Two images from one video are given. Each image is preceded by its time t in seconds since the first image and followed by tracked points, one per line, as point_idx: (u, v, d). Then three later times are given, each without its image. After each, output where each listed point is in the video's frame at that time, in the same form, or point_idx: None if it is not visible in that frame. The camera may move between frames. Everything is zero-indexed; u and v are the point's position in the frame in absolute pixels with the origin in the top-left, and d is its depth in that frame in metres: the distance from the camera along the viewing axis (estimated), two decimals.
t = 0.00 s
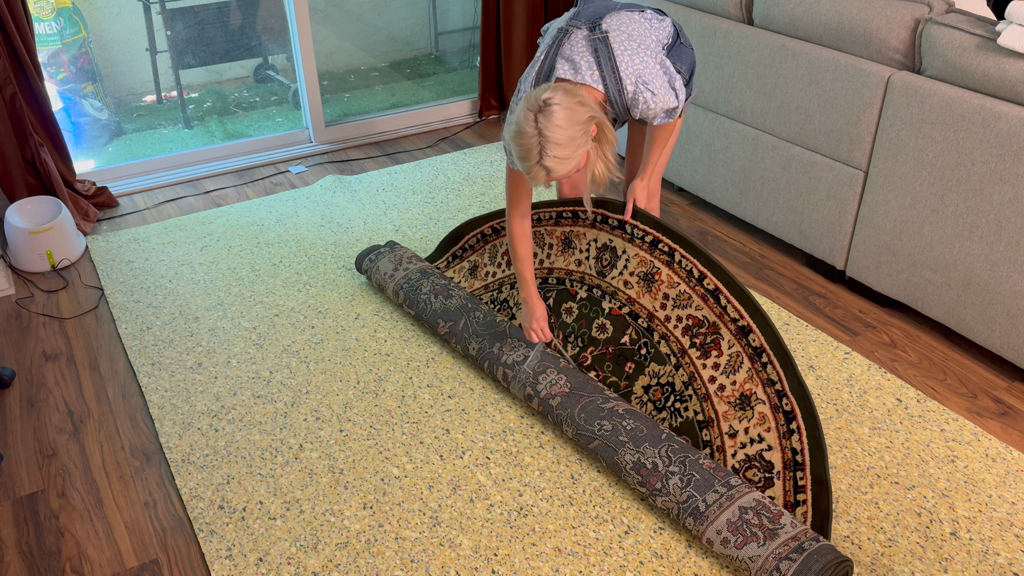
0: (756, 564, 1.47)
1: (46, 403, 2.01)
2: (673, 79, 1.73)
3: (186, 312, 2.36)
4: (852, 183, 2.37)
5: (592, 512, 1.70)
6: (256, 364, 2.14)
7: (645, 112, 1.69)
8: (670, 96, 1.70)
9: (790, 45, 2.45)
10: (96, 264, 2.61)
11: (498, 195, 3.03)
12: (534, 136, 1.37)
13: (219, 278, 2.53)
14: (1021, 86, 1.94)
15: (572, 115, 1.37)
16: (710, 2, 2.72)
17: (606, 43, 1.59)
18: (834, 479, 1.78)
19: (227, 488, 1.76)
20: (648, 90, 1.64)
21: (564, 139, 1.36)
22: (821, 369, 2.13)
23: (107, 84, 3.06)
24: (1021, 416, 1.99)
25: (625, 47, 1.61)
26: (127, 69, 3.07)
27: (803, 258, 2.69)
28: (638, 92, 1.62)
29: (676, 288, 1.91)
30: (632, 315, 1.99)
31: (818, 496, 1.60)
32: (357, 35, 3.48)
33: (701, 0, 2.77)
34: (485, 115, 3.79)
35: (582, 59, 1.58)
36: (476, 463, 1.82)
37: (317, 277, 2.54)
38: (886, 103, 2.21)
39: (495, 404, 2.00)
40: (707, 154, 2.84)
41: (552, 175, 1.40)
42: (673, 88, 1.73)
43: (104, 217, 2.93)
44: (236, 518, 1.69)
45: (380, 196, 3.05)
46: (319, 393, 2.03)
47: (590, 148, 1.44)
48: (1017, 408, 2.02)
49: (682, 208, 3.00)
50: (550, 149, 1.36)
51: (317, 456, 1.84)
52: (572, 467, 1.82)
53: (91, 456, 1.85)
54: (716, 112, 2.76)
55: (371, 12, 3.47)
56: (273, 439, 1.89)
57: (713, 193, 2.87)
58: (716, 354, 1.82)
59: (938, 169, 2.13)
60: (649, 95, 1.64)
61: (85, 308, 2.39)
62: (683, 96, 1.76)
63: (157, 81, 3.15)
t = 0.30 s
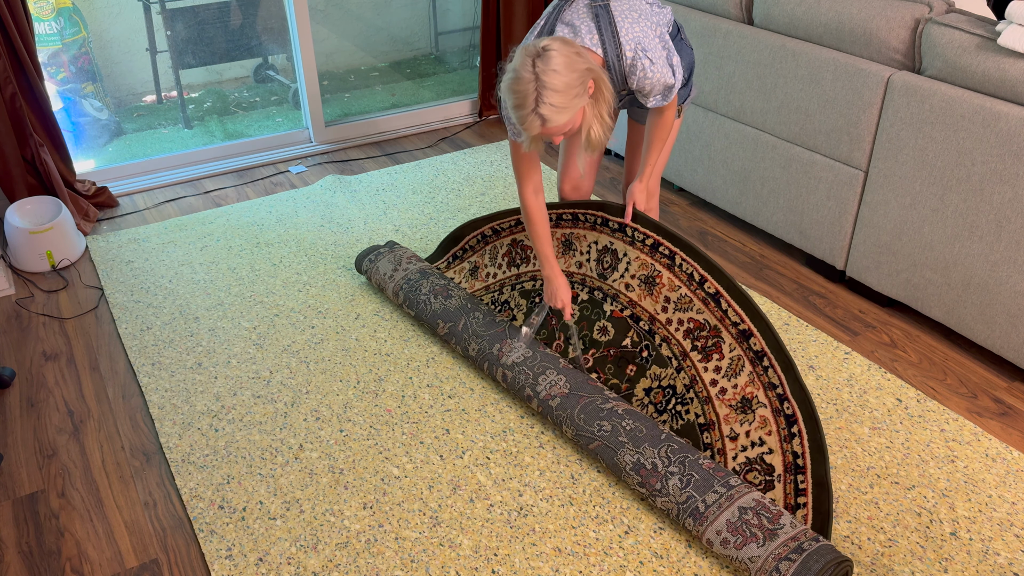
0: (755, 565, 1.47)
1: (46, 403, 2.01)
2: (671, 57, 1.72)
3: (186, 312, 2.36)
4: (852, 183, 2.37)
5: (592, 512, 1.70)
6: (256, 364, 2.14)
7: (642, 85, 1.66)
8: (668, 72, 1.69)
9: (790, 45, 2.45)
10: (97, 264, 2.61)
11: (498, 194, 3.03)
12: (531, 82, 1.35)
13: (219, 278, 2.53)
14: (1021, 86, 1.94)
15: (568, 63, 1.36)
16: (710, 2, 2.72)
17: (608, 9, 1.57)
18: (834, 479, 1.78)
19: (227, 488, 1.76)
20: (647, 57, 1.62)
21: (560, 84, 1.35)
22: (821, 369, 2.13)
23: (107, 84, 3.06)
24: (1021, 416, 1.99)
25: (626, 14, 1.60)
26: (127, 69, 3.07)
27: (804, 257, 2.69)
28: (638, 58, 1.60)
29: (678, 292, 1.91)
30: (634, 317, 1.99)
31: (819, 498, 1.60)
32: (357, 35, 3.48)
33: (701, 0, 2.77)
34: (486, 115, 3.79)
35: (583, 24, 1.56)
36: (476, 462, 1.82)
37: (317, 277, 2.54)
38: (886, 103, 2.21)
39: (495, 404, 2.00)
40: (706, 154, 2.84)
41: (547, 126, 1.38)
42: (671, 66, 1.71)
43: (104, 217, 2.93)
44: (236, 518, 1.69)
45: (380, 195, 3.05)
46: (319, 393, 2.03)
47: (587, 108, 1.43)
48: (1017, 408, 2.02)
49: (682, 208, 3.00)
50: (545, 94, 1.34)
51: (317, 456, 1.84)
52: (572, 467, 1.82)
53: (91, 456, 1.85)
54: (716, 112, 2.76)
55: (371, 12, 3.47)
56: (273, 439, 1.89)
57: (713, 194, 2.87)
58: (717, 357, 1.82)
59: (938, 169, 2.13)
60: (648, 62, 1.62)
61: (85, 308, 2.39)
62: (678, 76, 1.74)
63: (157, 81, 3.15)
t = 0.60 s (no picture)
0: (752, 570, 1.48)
1: (46, 403, 2.01)
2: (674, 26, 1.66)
3: (186, 312, 2.36)
4: (852, 183, 2.37)
5: (592, 512, 1.70)
6: (256, 364, 2.14)
7: (643, 44, 1.59)
8: (670, 35, 1.62)
9: (790, 45, 2.45)
10: (96, 264, 2.61)
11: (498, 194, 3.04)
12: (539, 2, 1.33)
13: (220, 278, 2.53)
14: (1021, 86, 1.93)
15: None
16: (710, 2, 2.72)
17: None
18: (834, 479, 1.78)
19: (227, 488, 1.76)
20: (649, 9, 1.56)
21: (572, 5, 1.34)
22: (821, 369, 2.13)
23: (107, 84, 3.06)
24: (1021, 416, 1.99)
25: None
26: (127, 68, 3.07)
27: (804, 258, 2.69)
28: (639, 8, 1.55)
29: (695, 330, 2.00)
30: (651, 347, 2.08)
31: (818, 514, 1.63)
32: (357, 35, 3.48)
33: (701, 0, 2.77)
34: (486, 115, 3.79)
35: None
36: (476, 462, 1.82)
37: (317, 277, 2.54)
38: (886, 103, 2.21)
39: (495, 405, 2.00)
40: (707, 154, 2.84)
41: (554, 49, 1.35)
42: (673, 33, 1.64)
43: (104, 217, 2.93)
44: (236, 518, 1.69)
45: (381, 195, 3.05)
46: (319, 393, 2.03)
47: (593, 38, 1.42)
48: (1017, 408, 2.02)
49: (682, 208, 3.00)
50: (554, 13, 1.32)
51: (317, 456, 1.84)
52: (572, 467, 1.82)
53: (91, 456, 1.85)
54: (716, 112, 2.76)
55: (371, 12, 3.47)
56: (273, 439, 1.89)
57: (713, 194, 2.87)
58: (730, 395, 1.92)
59: (938, 169, 2.13)
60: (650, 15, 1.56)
61: (85, 308, 2.39)
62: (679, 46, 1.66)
63: (157, 81, 3.15)
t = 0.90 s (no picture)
0: None
1: (46, 403, 2.01)
2: None
3: (186, 312, 2.36)
4: (852, 183, 2.37)
5: (592, 512, 1.70)
6: (256, 364, 2.14)
7: None
8: None
9: (790, 45, 2.45)
10: (96, 264, 2.61)
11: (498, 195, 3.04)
12: None
13: (219, 278, 2.53)
14: (1021, 86, 1.93)
15: None
16: (711, 2, 2.72)
17: None
18: (834, 479, 1.78)
19: (227, 488, 1.76)
20: None
21: None
22: (821, 369, 2.14)
23: (107, 84, 3.06)
24: (1021, 416, 1.99)
25: None
26: (127, 69, 3.07)
27: (803, 258, 2.69)
28: None
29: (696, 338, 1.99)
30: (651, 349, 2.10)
31: (818, 514, 1.63)
32: (357, 35, 3.48)
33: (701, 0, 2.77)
34: (486, 115, 3.79)
35: None
36: (475, 463, 1.82)
37: (317, 277, 2.54)
38: (886, 103, 2.21)
39: (495, 405, 2.00)
40: (707, 154, 2.84)
41: None
42: None
43: (104, 217, 2.93)
44: (236, 518, 1.69)
45: (380, 196, 3.05)
46: (319, 393, 2.03)
47: None
48: (1017, 408, 2.02)
49: (682, 208, 3.00)
50: None
51: (317, 456, 1.84)
52: (572, 467, 1.82)
53: (92, 456, 1.85)
54: (716, 112, 2.77)
55: (371, 12, 3.47)
56: (273, 439, 1.89)
57: (713, 194, 2.87)
58: (731, 398, 1.93)
59: (938, 169, 2.13)
60: None
61: (85, 308, 2.39)
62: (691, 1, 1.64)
63: (157, 81, 3.15)
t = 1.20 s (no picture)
0: None
1: (46, 403, 2.01)
2: None
3: (186, 312, 2.36)
4: (852, 183, 2.37)
5: (592, 512, 1.70)
6: (256, 364, 2.14)
7: None
8: None
9: (790, 45, 2.45)
10: (97, 264, 2.61)
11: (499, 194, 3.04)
12: None
13: (219, 278, 2.53)
14: (1021, 86, 1.93)
15: None
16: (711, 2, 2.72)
17: None
18: (834, 480, 1.78)
19: (227, 488, 1.76)
20: None
21: None
22: (821, 369, 2.14)
23: (107, 84, 3.06)
24: (1021, 417, 1.99)
25: None
26: (127, 69, 3.07)
27: (803, 257, 2.69)
28: None
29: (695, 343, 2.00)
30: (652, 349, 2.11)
31: (819, 514, 1.63)
32: (357, 35, 3.48)
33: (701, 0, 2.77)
34: (486, 115, 3.79)
35: None
36: (476, 463, 1.82)
37: (317, 277, 2.54)
38: (886, 103, 2.21)
39: (495, 405, 2.00)
40: (707, 154, 2.84)
41: None
42: None
43: (104, 217, 2.93)
44: (236, 518, 1.69)
45: (380, 195, 3.05)
46: (319, 393, 2.03)
47: None
48: (1017, 408, 2.02)
49: (682, 208, 3.00)
50: None
51: (317, 456, 1.84)
52: (572, 467, 1.82)
53: (92, 456, 1.85)
54: (716, 112, 2.77)
55: (371, 12, 3.47)
56: (273, 439, 1.89)
57: (713, 194, 2.87)
58: (730, 398, 1.93)
59: (938, 169, 2.13)
60: None
61: (85, 308, 2.39)
62: None
63: (157, 81, 3.15)
